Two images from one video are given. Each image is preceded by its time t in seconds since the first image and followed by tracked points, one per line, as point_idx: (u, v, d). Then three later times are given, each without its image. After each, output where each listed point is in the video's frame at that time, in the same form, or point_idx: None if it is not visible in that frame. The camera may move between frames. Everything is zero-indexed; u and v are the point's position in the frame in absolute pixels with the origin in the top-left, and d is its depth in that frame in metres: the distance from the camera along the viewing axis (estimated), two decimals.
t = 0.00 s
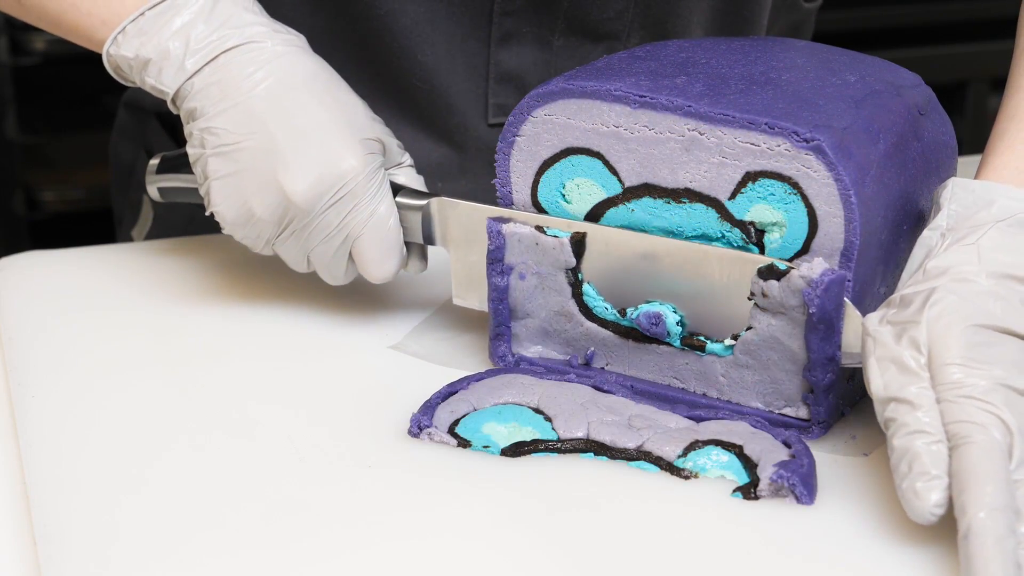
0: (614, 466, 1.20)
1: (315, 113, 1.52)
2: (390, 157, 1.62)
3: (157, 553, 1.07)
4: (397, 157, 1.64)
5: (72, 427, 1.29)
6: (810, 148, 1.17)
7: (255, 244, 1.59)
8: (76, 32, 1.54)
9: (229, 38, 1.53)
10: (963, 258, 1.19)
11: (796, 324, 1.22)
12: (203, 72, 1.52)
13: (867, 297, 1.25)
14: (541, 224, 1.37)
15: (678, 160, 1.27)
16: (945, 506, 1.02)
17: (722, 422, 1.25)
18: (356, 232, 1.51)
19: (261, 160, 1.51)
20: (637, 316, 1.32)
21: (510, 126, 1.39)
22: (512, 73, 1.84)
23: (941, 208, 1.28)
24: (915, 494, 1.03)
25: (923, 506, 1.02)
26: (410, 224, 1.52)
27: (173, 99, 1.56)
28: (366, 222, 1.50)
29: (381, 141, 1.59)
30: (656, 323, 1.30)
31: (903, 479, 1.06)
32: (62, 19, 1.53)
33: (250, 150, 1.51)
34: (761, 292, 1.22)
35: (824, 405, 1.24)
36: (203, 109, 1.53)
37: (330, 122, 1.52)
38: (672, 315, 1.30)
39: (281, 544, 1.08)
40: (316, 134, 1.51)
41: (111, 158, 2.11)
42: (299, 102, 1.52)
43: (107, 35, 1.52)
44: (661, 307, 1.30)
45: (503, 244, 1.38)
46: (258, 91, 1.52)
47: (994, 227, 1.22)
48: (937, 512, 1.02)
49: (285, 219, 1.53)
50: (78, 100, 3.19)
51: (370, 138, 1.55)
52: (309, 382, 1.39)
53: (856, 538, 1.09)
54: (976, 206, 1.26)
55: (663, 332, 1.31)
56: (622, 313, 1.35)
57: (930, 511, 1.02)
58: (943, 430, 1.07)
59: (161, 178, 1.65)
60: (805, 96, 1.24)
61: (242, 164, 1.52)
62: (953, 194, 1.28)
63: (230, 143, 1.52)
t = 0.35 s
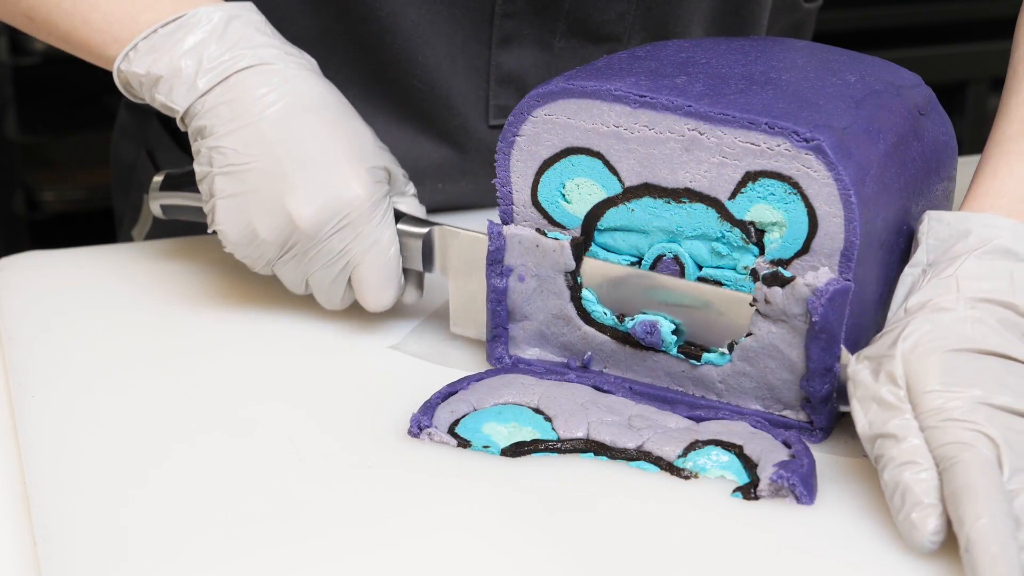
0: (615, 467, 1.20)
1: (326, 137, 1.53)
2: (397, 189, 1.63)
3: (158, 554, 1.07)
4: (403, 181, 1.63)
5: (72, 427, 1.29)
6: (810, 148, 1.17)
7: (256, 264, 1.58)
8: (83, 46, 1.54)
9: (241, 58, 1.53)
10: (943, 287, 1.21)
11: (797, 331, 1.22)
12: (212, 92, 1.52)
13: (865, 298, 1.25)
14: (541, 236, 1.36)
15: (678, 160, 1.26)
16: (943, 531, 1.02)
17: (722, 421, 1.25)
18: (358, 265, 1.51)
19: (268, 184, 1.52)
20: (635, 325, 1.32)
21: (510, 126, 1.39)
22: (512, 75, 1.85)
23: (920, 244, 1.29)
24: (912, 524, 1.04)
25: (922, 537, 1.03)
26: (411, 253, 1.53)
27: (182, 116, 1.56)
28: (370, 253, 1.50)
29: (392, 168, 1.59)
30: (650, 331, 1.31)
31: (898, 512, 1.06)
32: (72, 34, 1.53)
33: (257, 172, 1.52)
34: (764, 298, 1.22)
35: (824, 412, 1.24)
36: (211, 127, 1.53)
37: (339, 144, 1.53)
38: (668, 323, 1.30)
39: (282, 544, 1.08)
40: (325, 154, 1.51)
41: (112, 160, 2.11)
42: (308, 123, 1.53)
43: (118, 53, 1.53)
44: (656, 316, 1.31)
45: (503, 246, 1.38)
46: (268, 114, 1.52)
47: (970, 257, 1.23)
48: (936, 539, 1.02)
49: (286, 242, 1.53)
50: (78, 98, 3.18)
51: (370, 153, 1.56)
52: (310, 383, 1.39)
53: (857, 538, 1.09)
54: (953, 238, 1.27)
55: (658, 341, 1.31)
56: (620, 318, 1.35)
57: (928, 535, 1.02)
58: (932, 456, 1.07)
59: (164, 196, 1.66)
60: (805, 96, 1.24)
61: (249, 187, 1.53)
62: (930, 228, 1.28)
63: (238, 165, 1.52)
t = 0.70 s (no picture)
0: (615, 466, 1.20)
1: (338, 139, 1.53)
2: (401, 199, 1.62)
3: (158, 554, 1.07)
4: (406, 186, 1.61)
5: (72, 427, 1.29)
6: (810, 148, 1.17)
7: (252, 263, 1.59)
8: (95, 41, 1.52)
9: (253, 57, 1.52)
10: (936, 309, 1.22)
11: (797, 335, 1.22)
12: (223, 90, 1.51)
13: (865, 298, 1.25)
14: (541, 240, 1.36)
15: (678, 160, 1.26)
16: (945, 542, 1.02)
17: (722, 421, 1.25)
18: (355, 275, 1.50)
19: (272, 189, 1.51)
20: (633, 328, 1.32)
21: (510, 125, 1.39)
22: (513, 76, 1.84)
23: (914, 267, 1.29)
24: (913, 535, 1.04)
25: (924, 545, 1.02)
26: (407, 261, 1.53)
27: (190, 111, 1.55)
28: (371, 264, 1.49)
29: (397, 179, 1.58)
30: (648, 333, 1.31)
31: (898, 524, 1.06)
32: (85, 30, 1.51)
33: (264, 174, 1.51)
34: (766, 302, 1.22)
35: (825, 415, 1.24)
36: (221, 123, 1.52)
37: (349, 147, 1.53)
38: (665, 324, 1.30)
39: (283, 544, 1.08)
40: (332, 158, 1.51)
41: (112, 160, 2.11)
42: (320, 125, 1.52)
43: (130, 47, 1.51)
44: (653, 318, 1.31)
45: (502, 246, 1.38)
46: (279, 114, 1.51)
47: (961, 278, 1.24)
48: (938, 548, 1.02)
49: (285, 248, 1.53)
50: (78, 97, 3.17)
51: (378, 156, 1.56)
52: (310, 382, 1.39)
53: (856, 538, 1.09)
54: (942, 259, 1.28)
55: (657, 344, 1.31)
56: (620, 320, 1.35)
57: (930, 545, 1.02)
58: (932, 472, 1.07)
59: (161, 191, 1.65)
60: (805, 97, 1.24)
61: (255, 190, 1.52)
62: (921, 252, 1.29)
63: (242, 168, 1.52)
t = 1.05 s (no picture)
0: (616, 466, 1.20)
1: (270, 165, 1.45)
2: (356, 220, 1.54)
3: (157, 558, 1.07)
4: (350, 207, 1.53)
5: (72, 427, 1.29)
6: (811, 147, 1.17)
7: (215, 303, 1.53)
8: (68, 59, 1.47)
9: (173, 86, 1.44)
10: None
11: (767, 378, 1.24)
12: (139, 136, 1.44)
13: (866, 298, 1.25)
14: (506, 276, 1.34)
15: (678, 160, 1.27)
16: None
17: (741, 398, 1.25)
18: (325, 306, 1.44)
19: (207, 242, 1.43)
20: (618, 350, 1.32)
21: (511, 125, 1.39)
22: (514, 84, 1.85)
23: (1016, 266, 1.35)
24: None
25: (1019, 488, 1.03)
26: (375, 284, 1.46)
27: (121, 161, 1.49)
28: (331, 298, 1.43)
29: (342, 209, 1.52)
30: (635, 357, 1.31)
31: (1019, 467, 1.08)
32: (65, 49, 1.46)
33: (202, 222, 1.43)
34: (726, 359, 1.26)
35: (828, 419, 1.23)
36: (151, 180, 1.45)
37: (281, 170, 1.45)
38: (646, 348, 1.30)
39: (283, 547, 1.08)
40: (266, 190, 1.43)
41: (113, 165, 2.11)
42: (246, 152, 1.45)
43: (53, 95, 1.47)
44: (634, 338, 1.31)
45: (469, 285, 1.36)
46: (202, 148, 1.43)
47: None
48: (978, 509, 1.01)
49: (240, 295, 1.45)
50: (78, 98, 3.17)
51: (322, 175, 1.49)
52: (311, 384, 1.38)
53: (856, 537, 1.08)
54: None
55: (644, 365, 1.31)
56: (600, 336, 1.33)
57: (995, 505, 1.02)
58: None
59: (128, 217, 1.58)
60: (806, 96, 1.24)
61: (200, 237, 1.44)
62: None
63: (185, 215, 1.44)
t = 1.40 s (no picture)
0: (593, 481, 1.17)
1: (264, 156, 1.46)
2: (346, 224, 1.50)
3: (158, 559, 1.07)
4: (338, 209, 1.49)
5: (73, 427, 1.29)
6: (811, 147, 1.17)
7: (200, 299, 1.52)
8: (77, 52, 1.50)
9: (173, 79, 1.47)
10: None
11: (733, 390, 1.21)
12: (139, 123, 1.46)
13: (866, 298, 1.25)
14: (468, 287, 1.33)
15: (678, 160, 1.27)
16: None
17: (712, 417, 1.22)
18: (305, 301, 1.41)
19: (191, 226, 1.43)
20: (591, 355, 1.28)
21: (511, 126, 1.39)
22: (513, 90, 1.84)
23: None
24: None
25: None
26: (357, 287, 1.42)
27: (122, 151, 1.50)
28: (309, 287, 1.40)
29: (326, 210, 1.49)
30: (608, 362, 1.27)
31: None
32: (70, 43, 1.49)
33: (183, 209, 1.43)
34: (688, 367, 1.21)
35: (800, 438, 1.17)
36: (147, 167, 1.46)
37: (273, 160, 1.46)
38: (616, 353, 1.26)
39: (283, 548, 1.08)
40: (254, 176, 1.44)
41: (110, 171, 2.10)
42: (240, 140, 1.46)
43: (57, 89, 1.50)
44: (606, 346, 1.27)
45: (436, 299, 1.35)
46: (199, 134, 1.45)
47: None
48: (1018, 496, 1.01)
49: (221, 285, 1.44)
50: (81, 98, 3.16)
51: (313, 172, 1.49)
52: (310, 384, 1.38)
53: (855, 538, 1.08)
54: None
55: (614, 375, 1.27)
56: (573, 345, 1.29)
57: None
58: None
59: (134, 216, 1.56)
60: (806, 96, 1.24)
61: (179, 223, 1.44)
62: None
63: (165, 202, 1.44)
